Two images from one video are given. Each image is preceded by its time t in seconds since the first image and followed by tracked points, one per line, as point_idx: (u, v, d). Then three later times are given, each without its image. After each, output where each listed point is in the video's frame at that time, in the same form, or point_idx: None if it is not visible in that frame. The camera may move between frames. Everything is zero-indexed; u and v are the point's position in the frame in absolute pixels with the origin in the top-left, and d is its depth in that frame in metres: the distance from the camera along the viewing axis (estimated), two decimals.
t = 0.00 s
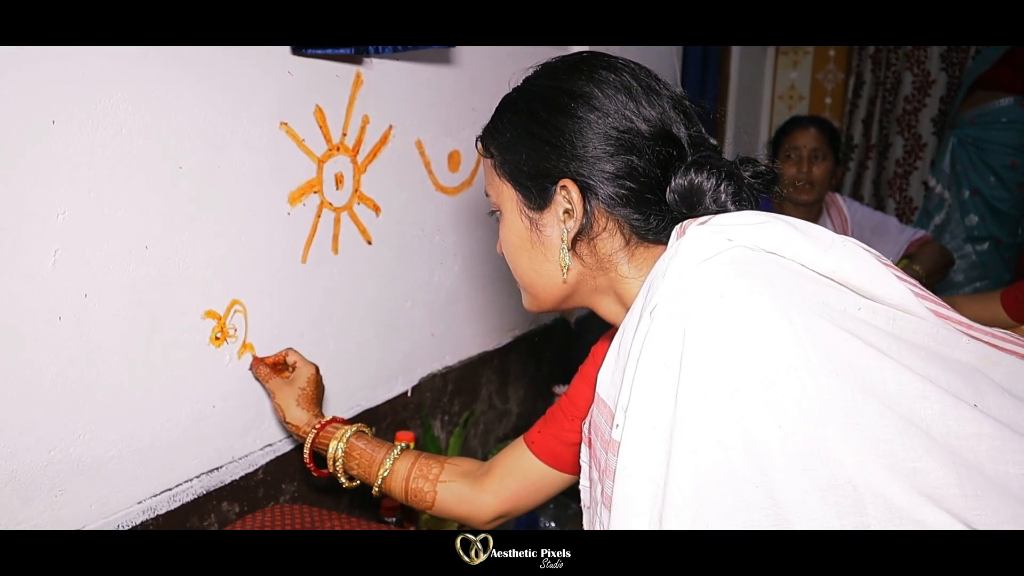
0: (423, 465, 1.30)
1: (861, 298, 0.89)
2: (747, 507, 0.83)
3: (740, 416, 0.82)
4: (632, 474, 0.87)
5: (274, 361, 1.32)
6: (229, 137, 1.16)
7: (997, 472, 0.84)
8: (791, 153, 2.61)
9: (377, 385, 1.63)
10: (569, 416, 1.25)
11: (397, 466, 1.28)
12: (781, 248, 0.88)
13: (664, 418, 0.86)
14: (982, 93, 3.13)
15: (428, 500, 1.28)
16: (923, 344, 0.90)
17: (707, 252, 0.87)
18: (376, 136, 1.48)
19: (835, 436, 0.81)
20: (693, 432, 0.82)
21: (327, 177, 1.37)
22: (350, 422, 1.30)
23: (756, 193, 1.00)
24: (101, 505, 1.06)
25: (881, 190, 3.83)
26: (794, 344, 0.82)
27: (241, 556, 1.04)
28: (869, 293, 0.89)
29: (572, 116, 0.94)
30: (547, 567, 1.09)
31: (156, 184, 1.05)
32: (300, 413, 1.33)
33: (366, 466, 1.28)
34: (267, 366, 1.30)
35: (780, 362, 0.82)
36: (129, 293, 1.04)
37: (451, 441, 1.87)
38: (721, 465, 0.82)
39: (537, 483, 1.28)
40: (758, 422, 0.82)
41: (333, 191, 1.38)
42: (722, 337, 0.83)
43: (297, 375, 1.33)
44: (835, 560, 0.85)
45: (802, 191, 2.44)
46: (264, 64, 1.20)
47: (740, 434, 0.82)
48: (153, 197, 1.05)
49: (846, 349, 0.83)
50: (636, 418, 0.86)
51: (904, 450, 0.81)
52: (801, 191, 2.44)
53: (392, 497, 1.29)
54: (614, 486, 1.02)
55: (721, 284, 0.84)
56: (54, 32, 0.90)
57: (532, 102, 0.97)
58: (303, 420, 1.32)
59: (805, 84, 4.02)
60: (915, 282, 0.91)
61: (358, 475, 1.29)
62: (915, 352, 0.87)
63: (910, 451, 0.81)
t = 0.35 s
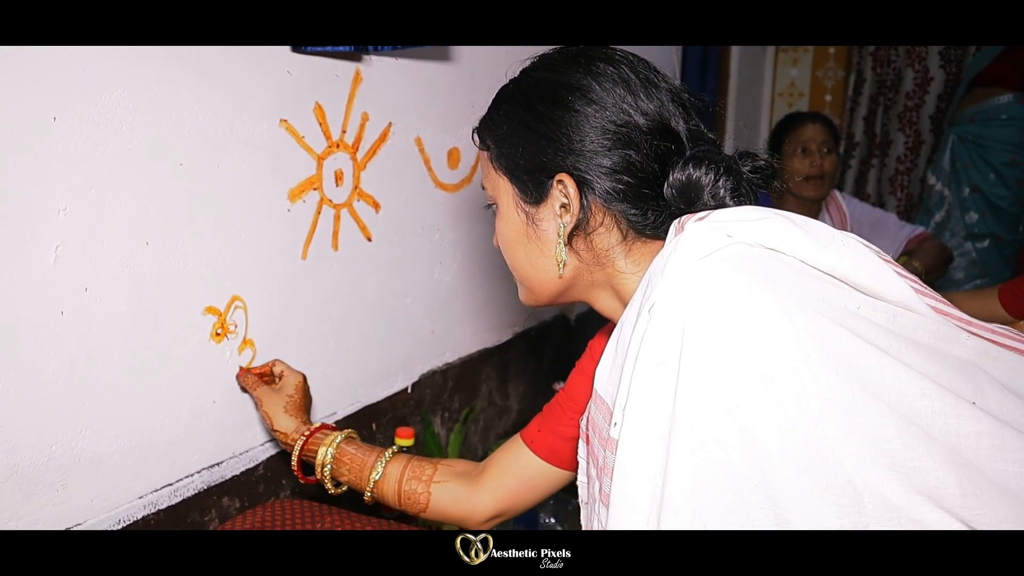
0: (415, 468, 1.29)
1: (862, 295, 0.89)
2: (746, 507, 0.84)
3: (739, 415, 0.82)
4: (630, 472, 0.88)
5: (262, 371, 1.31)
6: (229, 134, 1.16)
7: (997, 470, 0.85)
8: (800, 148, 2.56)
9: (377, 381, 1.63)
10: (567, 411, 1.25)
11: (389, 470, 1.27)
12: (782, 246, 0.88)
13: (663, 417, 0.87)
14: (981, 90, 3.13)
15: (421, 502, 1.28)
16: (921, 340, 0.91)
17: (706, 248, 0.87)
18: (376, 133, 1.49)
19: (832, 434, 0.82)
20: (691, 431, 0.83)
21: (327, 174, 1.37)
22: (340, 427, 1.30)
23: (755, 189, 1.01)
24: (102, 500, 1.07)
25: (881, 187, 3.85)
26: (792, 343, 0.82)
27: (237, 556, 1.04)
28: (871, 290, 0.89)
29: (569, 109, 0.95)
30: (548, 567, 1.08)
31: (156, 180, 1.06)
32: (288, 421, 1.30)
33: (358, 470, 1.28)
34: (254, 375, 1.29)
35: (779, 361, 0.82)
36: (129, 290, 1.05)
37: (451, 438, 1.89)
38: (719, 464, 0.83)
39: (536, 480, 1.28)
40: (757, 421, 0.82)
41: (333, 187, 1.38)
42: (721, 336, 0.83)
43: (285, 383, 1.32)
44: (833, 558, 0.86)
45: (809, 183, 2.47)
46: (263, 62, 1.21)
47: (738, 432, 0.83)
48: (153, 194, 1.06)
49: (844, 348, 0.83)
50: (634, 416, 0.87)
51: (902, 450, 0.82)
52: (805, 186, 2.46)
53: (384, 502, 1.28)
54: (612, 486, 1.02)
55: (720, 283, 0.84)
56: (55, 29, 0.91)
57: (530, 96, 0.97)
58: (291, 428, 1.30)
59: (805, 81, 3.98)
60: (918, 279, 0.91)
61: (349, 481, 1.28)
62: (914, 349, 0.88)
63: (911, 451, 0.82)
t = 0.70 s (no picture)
0: (386, 455, 1.29)
1: (866, 292, 0.91)
2: (748, 509, 0.83)
3: (742, 413, 0.82)
4: (631, 472, 0.88)
5: (219, 352, 1.22)
6: (229, 131, 1.16)
7: (999, 469, 0.85)
8: (805, 141, 2.55)
9: (378, 377, 1.63)
10: (560, 400, 1.26)
11: (358, 458, 1.26)
12: (787, 243, 0.89)
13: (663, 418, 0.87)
14: (982, 86, 3.12)
15: (393, 490, 1.27)
16: (924, 337, 0.92)
17: (709, 245, 0.88)
18: (376, 130, 1.49)
19: (834, 434, 0.82)
20: (694, 428, 0.83)
21: (328, 170, 1.38)
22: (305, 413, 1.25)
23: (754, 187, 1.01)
24: (105, 495, 1.07)
25: (882, 183, 3.84)
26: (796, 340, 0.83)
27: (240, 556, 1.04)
28: (873, 286, 0.90)
29: (566, 103, 0.95)
30: (547, 567, 1.08)
31: (157, 175, 1.06)
32: (248, 406, 1.23)
33: (324, 458, 1.25)
34: (211, 356, 1.20)
35: (783, 358, 0.82)
36: (131, 285, 1.05)
37: (453, 434, 1.87)
38: (722, 462, 0.83)
39: (526, 469, 1.28)
40: (762, 419, 0.82)
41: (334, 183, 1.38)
42: (725, 332, 0.83)
43: (245, 365, 1.24)
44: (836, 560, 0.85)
45: (814, 177, 2.47)
46: (263, 58, 1.21)
47: (742, 429, 0.82)
48: (154, 189, 1.06)
49: (848, 345, 0.84)
50: (635, 416, 0.87)
51: (904, 449, 0.82)
52: (814, 177, 2.47)
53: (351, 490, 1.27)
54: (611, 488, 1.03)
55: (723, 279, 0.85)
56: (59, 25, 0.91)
57: (527, 90, 0.98)
58: (251, 412, 1.23)
59: (807, 78, 3.90)
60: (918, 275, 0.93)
61: (313, 467, 1.25)
62: (919, 347, 0.89)
63: (914, 449, 0.82)
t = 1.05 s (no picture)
0: (445, 447, 1.32)
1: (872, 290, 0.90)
2: (749, 502, 0.83)
3: (745, 409, 0.82)
4: (632, 466, 0.88)
5: (305, 321, 1.35)
6: (235, 129, 1.16)
7: (1005, 465, 0.85)
8: (813, 142, 2.52)
9: (385, 377, 1.63)
10: (581, 403, 1.24)
11: (419, 445, 1.31)
12: (790, 240, 0.89)
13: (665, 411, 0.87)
14: (986, 84, 3.12)
15: (446, 481, 1.29)
16: (931, 334, 0.91)
17: (713, 241, 0.88)
18: (382, 129, 1.49)
19: (837, 431, 0.81)
20: (694, 423, 0.83)
21: (334, 170, 1.38)
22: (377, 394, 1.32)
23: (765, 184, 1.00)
24: (111, 495, 1.07)
25: (889, 181, 3.82)
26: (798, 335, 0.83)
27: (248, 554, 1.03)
28: (878, 284, 0.90)
29: (578, 99, 0.95)
30: (547, 566, 1.10)
31: (163, 176, 1.06)
32: (327, 377, 1.36)
33: (389, 439, 1.32)
34: (296, 326, 1.34)
35: (785, 354, 0.82)
36: (137, 285, 1.05)
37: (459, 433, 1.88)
38: (723, 460, 0.82)
39: (550, 471, 1.28)
40: (763, 415, 0.82)
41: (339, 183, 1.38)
42: (727, 328, 0.83)
43: (330, 339, 1.36)
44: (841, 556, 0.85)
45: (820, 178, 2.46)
46: (268, 56, 1.21)
47: (743, 426, 0.82)
48: (160, 190, 1.06)
49: (850, 341, 0.83)
50: (637, 409, 0.87)
51: (905, 444, 0.82)
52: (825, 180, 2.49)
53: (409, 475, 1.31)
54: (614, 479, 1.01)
55: (724, 275, 0.85)
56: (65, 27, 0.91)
57: (540, 86, 0.98)
58: (330, 384, 1.36)
59: (814, 77, 3.79)
60: (925, 273, 0.92)
61: (380, 448, 1.33)
62: (925, 346, 0.88)
63: (915, 445, 0.82)
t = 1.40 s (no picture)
0: (436, 418, 1.35)
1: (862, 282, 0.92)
2: (741, 486, 0.86)
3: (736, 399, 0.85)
4: (629, 455, 0.91)
5: (291, 295, 1.31)
6: (241, 130, 1.17)
7: (994, 452, 0.87)
8: (821, 145, 2.47)
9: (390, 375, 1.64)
10: (576, 386, 1.25)
11: (410, 415, 1.34)
12: (781, 235, 0.91)
13: (660, 401, 0.90)
14: (994, 83, 3.11)
15: (435, 450, 1.34)
16: (920, 325, 0.93)
17: (705, 235, 0.90)
18: (387, 129, 1.49)
19: (826, 421, 0.85)
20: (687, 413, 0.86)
21: (339, 170, 1.38)
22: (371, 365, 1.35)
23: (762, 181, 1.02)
24: (118, 494, 1.08)
25: (895, 180, 3.80)
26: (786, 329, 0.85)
27: (253, 552, 1.05)
28: (869, 277, 0.92)
29: (581, 97, 0.96)
30: (547, 566, 1.11)
31: (168, 176, 1.07)
32: (320, 347, 1.35)
33: (381, 409, 1.35)
34: (284, 301, 1.30)
35: (774, 347, 0.85)
36: (142, 285, 1.06)
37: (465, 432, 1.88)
38: (716, 448, 0.86)
39: (541, 448, 1.30)
40: (753, 405, 0.85)
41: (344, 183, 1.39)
42: (718, 321, 0.86)
43: (319, 311, 1.35)
44: (838, 542, 0.87)
45: (829, 179, 2.45)
46: (273, 57, 1.21)
47: (735, 416, 0.85)
48: (166, 190, 1.07)
49: (838, 333, 0.86)
50: (633, 399, 0.90)
51: (893, 431, 0.85)
52: (829, 181, 2.46)
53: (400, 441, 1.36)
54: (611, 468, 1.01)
55: (716, 269, 0.88)
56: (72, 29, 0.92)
57: (544, 84, 0.99)
58: (323, 355, 1.36)
59: (820, 77, 3.73)
60: (914, 265, 0.94)
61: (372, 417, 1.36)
62: (914, 334, 0.90)
63: (903, 432, 0.85)
